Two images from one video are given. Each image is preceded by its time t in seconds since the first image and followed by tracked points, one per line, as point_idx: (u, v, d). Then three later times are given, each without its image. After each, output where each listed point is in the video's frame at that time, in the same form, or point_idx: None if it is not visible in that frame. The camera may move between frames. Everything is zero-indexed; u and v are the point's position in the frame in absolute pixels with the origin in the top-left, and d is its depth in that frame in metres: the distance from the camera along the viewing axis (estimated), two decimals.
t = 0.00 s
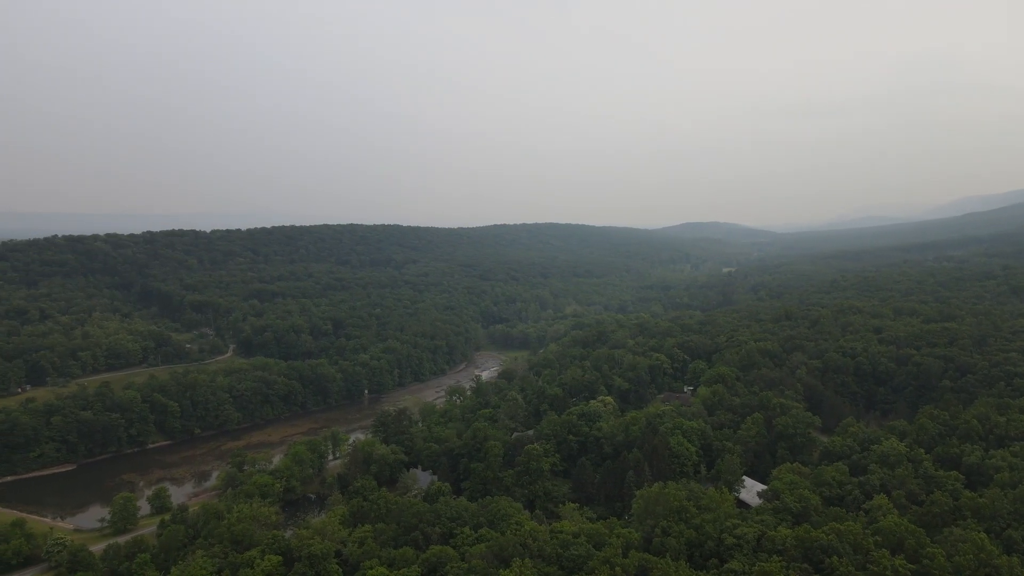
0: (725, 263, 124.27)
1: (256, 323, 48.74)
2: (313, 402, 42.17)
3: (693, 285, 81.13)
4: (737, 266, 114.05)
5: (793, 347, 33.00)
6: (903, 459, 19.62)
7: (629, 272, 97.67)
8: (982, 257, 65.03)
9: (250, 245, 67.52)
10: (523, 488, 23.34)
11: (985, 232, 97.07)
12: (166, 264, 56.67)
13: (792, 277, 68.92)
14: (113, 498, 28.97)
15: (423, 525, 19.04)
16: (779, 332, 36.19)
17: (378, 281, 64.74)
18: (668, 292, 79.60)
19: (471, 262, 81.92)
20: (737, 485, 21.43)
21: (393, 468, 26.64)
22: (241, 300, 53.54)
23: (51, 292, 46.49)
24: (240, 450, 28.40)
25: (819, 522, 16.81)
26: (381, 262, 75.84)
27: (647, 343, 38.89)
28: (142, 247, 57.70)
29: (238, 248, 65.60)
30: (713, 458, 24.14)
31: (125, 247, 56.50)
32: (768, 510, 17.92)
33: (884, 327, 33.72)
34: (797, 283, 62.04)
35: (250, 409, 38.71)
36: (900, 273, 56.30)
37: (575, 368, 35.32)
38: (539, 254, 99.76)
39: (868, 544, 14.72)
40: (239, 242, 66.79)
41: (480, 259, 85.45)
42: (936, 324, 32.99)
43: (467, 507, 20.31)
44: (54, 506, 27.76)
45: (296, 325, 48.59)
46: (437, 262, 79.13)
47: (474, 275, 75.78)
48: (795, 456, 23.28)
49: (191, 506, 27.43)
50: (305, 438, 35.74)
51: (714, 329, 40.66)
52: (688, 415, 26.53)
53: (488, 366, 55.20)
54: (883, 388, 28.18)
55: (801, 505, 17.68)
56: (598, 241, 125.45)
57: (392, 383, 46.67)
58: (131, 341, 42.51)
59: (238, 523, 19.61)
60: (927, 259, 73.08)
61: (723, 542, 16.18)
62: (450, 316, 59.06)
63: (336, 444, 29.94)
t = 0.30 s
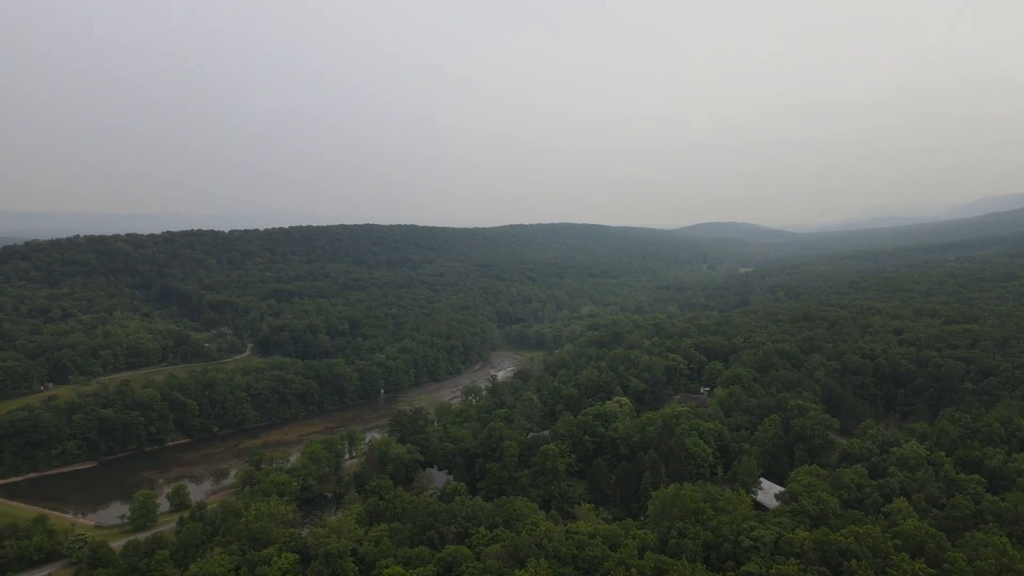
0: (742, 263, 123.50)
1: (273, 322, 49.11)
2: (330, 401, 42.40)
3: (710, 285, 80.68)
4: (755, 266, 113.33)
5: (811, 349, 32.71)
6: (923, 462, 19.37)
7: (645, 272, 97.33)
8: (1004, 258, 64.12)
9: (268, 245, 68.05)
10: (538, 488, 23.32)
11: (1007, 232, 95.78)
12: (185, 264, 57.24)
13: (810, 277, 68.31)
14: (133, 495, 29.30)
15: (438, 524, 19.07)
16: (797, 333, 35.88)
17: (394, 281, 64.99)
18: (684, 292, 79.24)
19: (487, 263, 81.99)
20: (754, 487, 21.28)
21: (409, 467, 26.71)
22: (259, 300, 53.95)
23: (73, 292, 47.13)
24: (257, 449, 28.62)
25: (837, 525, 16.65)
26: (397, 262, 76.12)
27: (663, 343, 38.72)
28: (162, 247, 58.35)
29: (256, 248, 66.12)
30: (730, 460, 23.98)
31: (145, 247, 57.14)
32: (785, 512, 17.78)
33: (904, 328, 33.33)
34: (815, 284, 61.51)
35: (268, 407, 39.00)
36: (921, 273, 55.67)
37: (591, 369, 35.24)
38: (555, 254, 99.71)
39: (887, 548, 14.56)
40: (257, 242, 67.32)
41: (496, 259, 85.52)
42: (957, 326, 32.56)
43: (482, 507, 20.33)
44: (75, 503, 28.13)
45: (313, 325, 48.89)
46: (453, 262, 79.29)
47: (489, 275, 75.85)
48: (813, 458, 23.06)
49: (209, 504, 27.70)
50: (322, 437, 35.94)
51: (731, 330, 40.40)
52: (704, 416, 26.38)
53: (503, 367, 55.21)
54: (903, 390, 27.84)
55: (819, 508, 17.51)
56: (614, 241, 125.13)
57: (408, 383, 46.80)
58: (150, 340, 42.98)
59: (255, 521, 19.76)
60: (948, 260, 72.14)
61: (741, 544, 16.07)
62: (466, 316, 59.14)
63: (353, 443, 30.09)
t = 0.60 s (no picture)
0: (760, 263, 122.68)
1: (290, 321, 49.45)
2: (346, 401, 42.61)
3: (727, 286, 80.21)
4: (772, 266, 112.54)
5: (829, 350, 32.40)
6: (944, 465, 19.13)
7: (662, 272, 96.94)
8: None
9: (285, 244, 68.51)
10: (554, 488, 23.29)
11: None
12: (204, 264, 57.75)
13: (828, 278, 67.70)
14: (152, 493, 29.62)
15: (454, 524, 19.09)
16: (815, 334, 35.57)
17: (410, 281, 65.19)
18: (701, 292, 78.84)
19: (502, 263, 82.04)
20: (771, 489, 21.13)
21: (425, 467, 26.78)
22: (276, 299, 54.33)
23: (94, 291, 47.72)
24: (274, 448, 28.81)
25: (856, 528, 16.49)
26: (413, 262, 76.36)
27: (680, 344, 38.55)
28: (181, 247, 58.93)
29: (274, 248, 66.59)
30: (747, 462, 23.83)
31: (164, 247, 57.72)
32: (804, 515, 17.64)
33: (924, 330, 32.94)
34: (834, 285, 60.97)
35: (285, 406, 39.28)
36: (942, 274, 55.04)
37: (607, 369, 35.14)
38: (570, 254, 99.56)
39: (907, 552, 14.40)
40: (275, 242, 67.81)
41: (511, 259, 85.54)
42: (979, 327, 32.14)
43: (498, 507, 20.34)
44: (95, 500, 28.47)
45: (330, 324, 49.17)
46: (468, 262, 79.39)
47: (505, 275, 75.88)
48: (831, 461, 22.84)
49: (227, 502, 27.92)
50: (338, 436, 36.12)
51: (748, 330, 40.13)
52: (721, 418, 26.23)
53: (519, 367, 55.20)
54: (923, 392, 27.51)
55: (838, 510, 17.36)
56: (630, 241, 124.76)
57: (424, 382, 46.90)
58: (170, 339, 43.42)
59: (273, 519, 19.89)
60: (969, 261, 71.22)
61: (758, 547, 15.96)
62: (482, 316, 59.21)
63: (369, 443, 30.22)
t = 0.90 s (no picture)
0: (778, 264, 121.77)
1: (307, 321, 49.76)
2: (363, 400, 42.80)
3: (744, 286, 79.67)
4: (791, 267, 111.63)
5: (848, 351, 32.09)
6: (966, 468, 18.88)
7: (679, 272, 96.50)
8: None
9: (302, 244, 68.97)
10: (570, 488, 23.26)
11: None
12: (223, 264, 58.26)
13: (847, 278, 67.04)
14: (171, 490, 29.92)
15: (469, 523, 19.12)
16: (834, 335, 35.27)
17: (426, 281, 65.37)
18: (718, 292, 78.39)
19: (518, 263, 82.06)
20: (789, 491, 20.96)
21: (441, 466, 26.87)
22: (294, 299, 54.68)
23: (115, 290, 48.31)
24: (292, 446, 29.01)
25: (875, 531, 16.33)
26: (429, 262, 76.57)
27: (697, 344, 38.36)
28: (200, 246, 59.48)
29: (292, 248, 67.06)
30: (764, 463, 23.66)
31: (184, 246, 58.33)
32: (821, 517, 17.49)
33: (946, 331, 32.52)
34: (853, 285, 60.38)
35: (302, 405, 39.54)
36: (964, 274, 54.33)
37: (623, 370, 35.02)
38: (587, 254, 99.36)
39: (927, 556, 14.23)
40: (292, 242, 68.28)
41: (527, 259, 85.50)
42: (1002, 329, 31.68)
43: (514, 507, 20.35)
44: (116, 496, 28.84)
45: (346, 324, 49.42)
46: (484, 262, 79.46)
47: (522, 275, 75.90)
48: (850, 463, 22.64)
49: (245, 499, 28.17)
50: (355, 436, 36.30)
51: (766, 331, 39.86)
52: (738, 419, 26.08)
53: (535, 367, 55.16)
54: (944, 394, 27.17)
55: (856, 513, 17.20)
56: (646, 241, 124.33)
57: (440, 382, 46.99)
58: (189, 338, 43.86)
59: (290, 517, 20.02)
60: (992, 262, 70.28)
61: (775, 549, 15.84)
62: (498, 316, 59.24)
63: (385, 442, 30.36)
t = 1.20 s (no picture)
0: (795, 265, 120.91)
1: (324, 321, 50.06)
2: (379, 399, 42.97)
3: (762, 287, 79.18)
4: (809, 267, 110.78)
5: (868, 353, 31.78)
6: (988, 472, 18.62)
7: (695, 272, 96.06)
8: None
9: (319, 244, 69.39)
10: (585, 489, 23.22)
11: None
12: (241, 264, 58.73)
13: (866, 279, 66.40)
14: (190, 487, 30.20)
15: (485, 523, 19.13)
16: (853, 336, 34.96)
17: (442, 281, 65.54)
18: (735, 293, 77.97)
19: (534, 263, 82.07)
20: (807, 493, 20.80)
21: (456, 466, 26.92)
22: (311, 299, 55.04)
23: (135, 290, 48.86)
24: (309, 445, 29.19)
25: (895, 535, 16.15)
26: (445, 262, 76.76)
27: (714, 345, 38.16)
28: (218, 246, 60.00)
29: (309, 248, 67.49)
30: (782, 465, 23.49)
31: (203, 246, 58.88)
32: (840, 520, 17.31)
33: (967, 332, 32.11)
34: (872, 286, 59.83)
35: (319, 404, 39.78)
36: (985, 275, 53.67)
37: (639, 370, 34.90)
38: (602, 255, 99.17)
39: (948, 560, 14.03)
40: (310, 242, 68.71)
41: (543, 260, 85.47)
42: None
43: (529, 508, 20.35)
44: (136, 493, 29.19)
45: (363, 324, 49.65)
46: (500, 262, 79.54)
47: (537, 275, 75.90)
48: (869, 465, 22.40)
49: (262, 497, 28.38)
50: (371, 435, 36.47)
51: (784, 332, 39.58)
52: (755, 420, 25.90)
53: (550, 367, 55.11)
54: (966, 396, 26.82)
55: (876, 516, 17.00)
56: (662, 241, 123.91)
57: (456, 381, 47.08)
58: (207, 337, 44.28)
59: (307, 515, 20.15)
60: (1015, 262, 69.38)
61: (792, 552, 15.71)
62: (514, 316, 59.27)
63: (401, 441, 30.46)
